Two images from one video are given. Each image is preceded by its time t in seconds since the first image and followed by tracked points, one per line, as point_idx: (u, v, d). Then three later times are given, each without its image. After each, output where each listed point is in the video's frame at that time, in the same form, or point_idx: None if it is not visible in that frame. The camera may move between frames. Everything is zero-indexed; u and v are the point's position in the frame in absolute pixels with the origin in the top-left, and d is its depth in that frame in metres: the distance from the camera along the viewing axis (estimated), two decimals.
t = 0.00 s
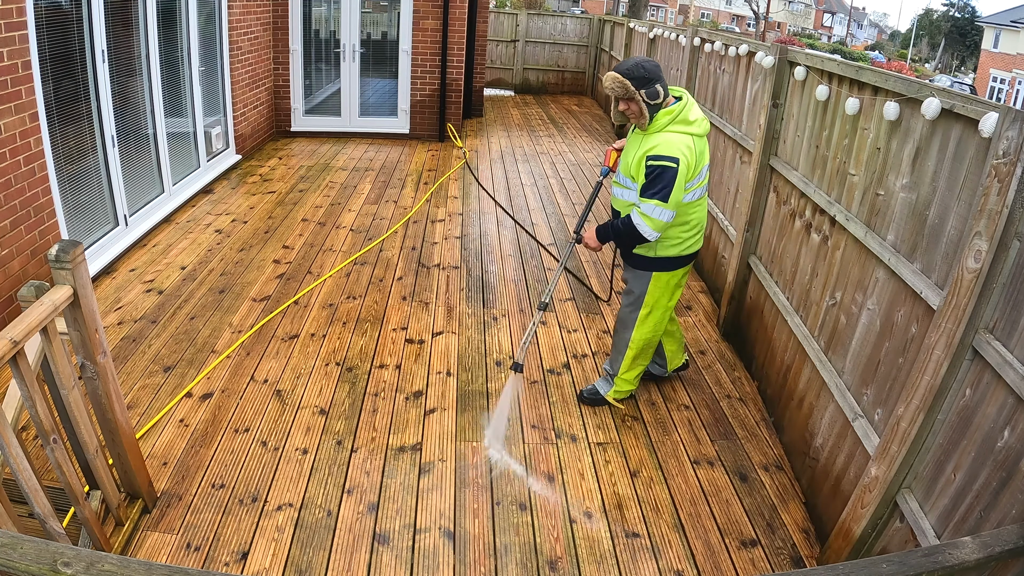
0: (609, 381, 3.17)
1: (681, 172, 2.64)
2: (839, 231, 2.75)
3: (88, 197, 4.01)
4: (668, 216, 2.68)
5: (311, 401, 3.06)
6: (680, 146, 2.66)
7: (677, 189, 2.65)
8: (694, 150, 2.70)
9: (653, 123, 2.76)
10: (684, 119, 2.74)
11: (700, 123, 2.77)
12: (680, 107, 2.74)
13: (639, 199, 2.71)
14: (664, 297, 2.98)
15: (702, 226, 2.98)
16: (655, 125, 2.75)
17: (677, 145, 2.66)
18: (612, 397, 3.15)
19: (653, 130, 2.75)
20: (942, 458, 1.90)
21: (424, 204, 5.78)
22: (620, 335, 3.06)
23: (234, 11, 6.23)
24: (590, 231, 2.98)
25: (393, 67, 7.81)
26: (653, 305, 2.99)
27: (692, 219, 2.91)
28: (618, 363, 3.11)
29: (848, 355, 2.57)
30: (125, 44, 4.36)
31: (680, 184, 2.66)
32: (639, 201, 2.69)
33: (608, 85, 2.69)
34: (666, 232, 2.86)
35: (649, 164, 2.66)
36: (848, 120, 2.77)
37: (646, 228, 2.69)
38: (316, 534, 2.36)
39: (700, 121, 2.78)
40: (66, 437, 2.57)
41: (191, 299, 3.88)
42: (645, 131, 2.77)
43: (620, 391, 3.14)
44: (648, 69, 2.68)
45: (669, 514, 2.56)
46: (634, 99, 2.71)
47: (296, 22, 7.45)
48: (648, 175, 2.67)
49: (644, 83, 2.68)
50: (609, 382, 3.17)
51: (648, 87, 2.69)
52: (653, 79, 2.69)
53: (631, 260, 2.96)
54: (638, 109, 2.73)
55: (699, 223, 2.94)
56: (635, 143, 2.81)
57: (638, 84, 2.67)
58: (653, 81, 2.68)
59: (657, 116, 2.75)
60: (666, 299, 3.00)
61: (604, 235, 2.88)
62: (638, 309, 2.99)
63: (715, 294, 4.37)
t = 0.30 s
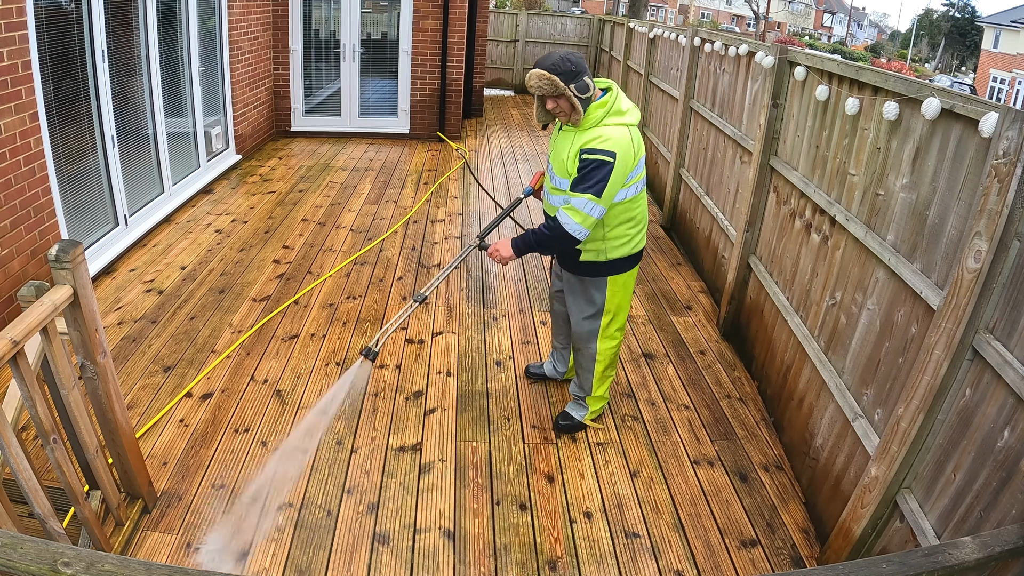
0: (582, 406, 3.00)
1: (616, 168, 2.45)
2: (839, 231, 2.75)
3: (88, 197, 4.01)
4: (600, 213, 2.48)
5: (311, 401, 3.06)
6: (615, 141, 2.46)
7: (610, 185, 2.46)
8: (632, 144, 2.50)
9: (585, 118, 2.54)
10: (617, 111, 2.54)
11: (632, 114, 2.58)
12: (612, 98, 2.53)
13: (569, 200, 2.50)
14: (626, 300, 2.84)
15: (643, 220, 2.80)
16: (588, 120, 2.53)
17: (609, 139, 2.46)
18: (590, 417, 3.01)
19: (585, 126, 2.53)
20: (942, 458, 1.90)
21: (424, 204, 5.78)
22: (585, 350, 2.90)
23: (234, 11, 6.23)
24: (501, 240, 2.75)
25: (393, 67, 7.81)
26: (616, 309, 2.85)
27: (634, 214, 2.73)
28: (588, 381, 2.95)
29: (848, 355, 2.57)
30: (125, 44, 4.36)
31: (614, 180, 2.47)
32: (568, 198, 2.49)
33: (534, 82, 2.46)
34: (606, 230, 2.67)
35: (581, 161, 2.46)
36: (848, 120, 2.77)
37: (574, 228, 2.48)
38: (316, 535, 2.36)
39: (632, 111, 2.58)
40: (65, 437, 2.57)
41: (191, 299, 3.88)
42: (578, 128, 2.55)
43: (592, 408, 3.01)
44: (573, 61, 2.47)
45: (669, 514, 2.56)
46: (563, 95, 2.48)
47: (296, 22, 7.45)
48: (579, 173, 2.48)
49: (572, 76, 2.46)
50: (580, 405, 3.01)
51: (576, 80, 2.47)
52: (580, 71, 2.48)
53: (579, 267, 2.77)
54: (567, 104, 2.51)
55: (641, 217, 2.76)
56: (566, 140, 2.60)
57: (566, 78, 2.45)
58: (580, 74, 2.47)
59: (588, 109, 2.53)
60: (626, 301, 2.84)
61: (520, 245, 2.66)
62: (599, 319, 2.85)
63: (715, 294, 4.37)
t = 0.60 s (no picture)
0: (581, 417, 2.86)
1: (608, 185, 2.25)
2: (839, 231, 2.75)
3: (88, 197, 4.01)
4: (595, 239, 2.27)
5: (311, 401, 3.06)
6: (601, 154, 2.26)
7: (604, 206, 2.26)
8: (619, 154, 2.31)
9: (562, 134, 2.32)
10: (599, 122, 2.33)
11: (613, 123, 2.38)
12: (592, 109, 2.32)
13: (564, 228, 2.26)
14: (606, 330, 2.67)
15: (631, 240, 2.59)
16: (567, 136, 2.30)
17: (597, 155, 2.25)
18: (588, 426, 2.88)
19: (563, 144, 2.31)
20: (942, 458, 1.90)
21: (424, 204, 5.78)
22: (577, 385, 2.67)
23: (234, 11, 6.23)
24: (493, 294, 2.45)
25: (393, 67, 7.81)
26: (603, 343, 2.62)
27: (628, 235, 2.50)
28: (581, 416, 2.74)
29: (848, 355, 2.57)
30: (125, 44, 4.36)
31: (608, 199, 2.26)
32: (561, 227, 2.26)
33: (500, 102, 2.21)
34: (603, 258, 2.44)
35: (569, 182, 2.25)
36: (848, 120, 2.77)
37: (569, 258, 2.26)
38: (316, 535, 2.36)
39: (611, 119, 2.38)
40: (65, 437, 2.57)
41: (191, 299, 3.88)
42: (557, 147, 2.32)
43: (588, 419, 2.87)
44: (542, 70, 2.25)
45: (669, 514, 2.56)
46: (534, 110, 2.26)
47: (296, 22, 7.45)
48: (569, 196, 2.26)
49: (541, 87, 2.25)
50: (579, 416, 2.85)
51: (546, 92, 2.27)
52: (549, 82, 2.27)
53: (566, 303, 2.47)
54: (539, 122, 2.28)
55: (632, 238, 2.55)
56: (542, 163, 2.36)
57: (534, 90, 2.24)
58: (551, 84, 2.27)
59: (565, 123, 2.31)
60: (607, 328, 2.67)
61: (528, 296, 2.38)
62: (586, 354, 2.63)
63: (715, 294, 4.37)
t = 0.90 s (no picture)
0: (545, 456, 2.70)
1: (577, 268, 1.74)
2: (839, 231, 2.75)
3: (88, 197, 4.01)
4: (532, 330, 1.78)
5: (311, 401, 3.06)
6: (580, 224, 1.75)
7: (564, 291, 1.75)
8: (604, 228, 1.78)
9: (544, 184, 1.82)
10: (592, 178, 1.82)
11: (613, 182, 1.86)
12: (583, 161, 1.82)
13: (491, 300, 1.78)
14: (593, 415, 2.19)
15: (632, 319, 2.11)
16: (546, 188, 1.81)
17: (568, 225, 1.74)
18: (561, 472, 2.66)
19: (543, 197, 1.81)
20: (942, 458, 1.91)
21: (424, 204, 5.78)
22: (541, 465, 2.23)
23: (234, 11, 6.23)
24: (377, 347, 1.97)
25: (393, 67, 7.81)
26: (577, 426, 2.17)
27: (619, 313, 2.03)
28: (546, 493, 2.31)
29: (849, 355, 2.57)
30: (125, 44, 4.36)
31: (572, 284, 1.75)
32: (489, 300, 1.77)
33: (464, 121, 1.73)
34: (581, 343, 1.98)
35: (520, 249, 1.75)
36: (848, 121, 2.77)
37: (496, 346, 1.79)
38: (316, 534, 2.36)
39: (615, 181, 1.86)
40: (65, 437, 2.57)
41: (191, 299, 3.88)
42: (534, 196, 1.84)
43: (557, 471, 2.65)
44: (528, 96, 1.71)
45: (669, 514, 2.56)
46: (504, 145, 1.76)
47: (296, 22, 7.45)
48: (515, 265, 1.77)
49: (519, 118, 1.71)
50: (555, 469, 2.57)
51: (527, 126, 1.73)
52: (538, 118, 1.73)
53: (534, 370, 2.10)
54: (509, 161, 1.79)
55: (625, 318, 2.06)
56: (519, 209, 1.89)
57: (506, 120, 1.71)
58: (540, 119, 1.73)
59: (548, 171, 1.83)
60: (592, 416, 2.19)
61: (394, 360, 1.91)
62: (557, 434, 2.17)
63: (715, 294, 4.37)
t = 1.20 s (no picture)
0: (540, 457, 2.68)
1: (531, 218, 1.82)
2: (839, 231, 2.75)
3: (88, 197, 4.00)
4: (509, 279, 1.86)
5: (311, 401, 3.06)
6: (530, 175, 1.84)
7: (523, 241, 1.83)
8: (556, 176, 1.87)
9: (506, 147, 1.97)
10: (543, 136, 1.93)
11: (567, 141, 1.94)
12: (536, 121, 1.94)
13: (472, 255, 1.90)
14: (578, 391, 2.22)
15: (605, 292, 2.13)
16: (508, 151, 1.96)
17: (521, 174, 1.84)
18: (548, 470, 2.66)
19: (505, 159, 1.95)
20: (942, 458, 1.90)
21: (424, 204, 5.78)
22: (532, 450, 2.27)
23: (234, 11, 6.23)
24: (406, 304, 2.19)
25: (393, 67, 7.80)
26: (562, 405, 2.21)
27: (587, 280, 2.07)
28: (540, 483, 2.34)
29: (849, 355, 2.57)
30: (125, 44, 4.36)
31: (529, 234, 1.83)
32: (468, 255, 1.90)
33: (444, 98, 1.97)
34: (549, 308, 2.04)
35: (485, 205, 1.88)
36: (848, 120, 2.77)
37: (479, 296, 1.89)
38: (316, 535, 2.36)
39: (571, 139, 1.95)
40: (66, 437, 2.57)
41: (191, 299, 3.88)
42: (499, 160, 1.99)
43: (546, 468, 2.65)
44: (491, 71, 1.93)
45: (669, 514, 2.56)
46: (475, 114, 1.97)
47: (296, 22, 7.45)
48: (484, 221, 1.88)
49: (483, 89, 1.92)
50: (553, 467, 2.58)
51: (491, 96, 1.93)
52: (498, 86, 1.93)
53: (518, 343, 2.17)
54: (481, 128, 1.99)
55: (595, 288, 2.09)
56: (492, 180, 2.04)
57: (473, 91, 1.93)
58: (498, 87, 1.93)
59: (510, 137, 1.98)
60: (576, 396, 2.22)
61: (416, 314, 2.10)
62: (541, 413, 2.22)
63: (715, 294, 4.37)
